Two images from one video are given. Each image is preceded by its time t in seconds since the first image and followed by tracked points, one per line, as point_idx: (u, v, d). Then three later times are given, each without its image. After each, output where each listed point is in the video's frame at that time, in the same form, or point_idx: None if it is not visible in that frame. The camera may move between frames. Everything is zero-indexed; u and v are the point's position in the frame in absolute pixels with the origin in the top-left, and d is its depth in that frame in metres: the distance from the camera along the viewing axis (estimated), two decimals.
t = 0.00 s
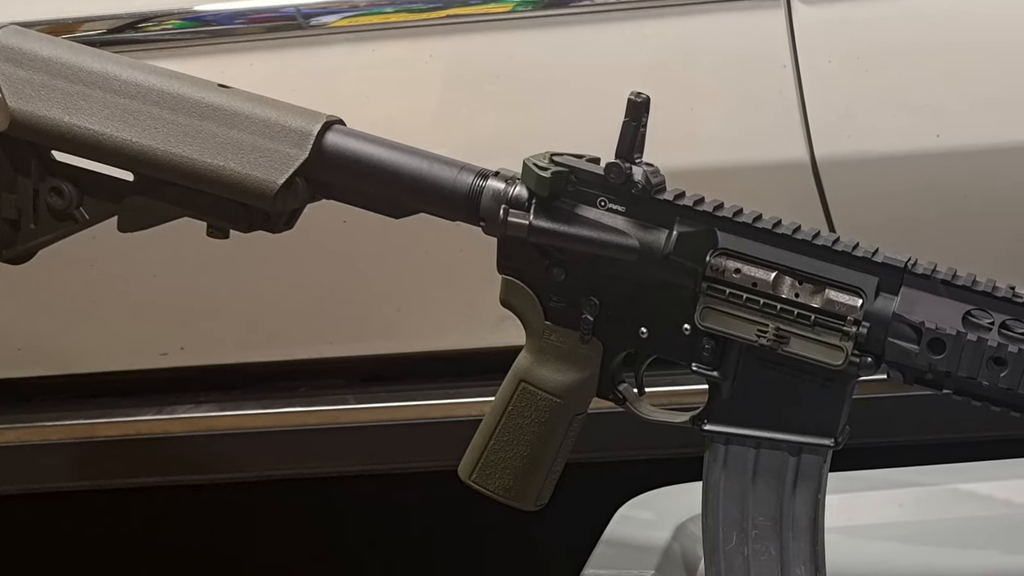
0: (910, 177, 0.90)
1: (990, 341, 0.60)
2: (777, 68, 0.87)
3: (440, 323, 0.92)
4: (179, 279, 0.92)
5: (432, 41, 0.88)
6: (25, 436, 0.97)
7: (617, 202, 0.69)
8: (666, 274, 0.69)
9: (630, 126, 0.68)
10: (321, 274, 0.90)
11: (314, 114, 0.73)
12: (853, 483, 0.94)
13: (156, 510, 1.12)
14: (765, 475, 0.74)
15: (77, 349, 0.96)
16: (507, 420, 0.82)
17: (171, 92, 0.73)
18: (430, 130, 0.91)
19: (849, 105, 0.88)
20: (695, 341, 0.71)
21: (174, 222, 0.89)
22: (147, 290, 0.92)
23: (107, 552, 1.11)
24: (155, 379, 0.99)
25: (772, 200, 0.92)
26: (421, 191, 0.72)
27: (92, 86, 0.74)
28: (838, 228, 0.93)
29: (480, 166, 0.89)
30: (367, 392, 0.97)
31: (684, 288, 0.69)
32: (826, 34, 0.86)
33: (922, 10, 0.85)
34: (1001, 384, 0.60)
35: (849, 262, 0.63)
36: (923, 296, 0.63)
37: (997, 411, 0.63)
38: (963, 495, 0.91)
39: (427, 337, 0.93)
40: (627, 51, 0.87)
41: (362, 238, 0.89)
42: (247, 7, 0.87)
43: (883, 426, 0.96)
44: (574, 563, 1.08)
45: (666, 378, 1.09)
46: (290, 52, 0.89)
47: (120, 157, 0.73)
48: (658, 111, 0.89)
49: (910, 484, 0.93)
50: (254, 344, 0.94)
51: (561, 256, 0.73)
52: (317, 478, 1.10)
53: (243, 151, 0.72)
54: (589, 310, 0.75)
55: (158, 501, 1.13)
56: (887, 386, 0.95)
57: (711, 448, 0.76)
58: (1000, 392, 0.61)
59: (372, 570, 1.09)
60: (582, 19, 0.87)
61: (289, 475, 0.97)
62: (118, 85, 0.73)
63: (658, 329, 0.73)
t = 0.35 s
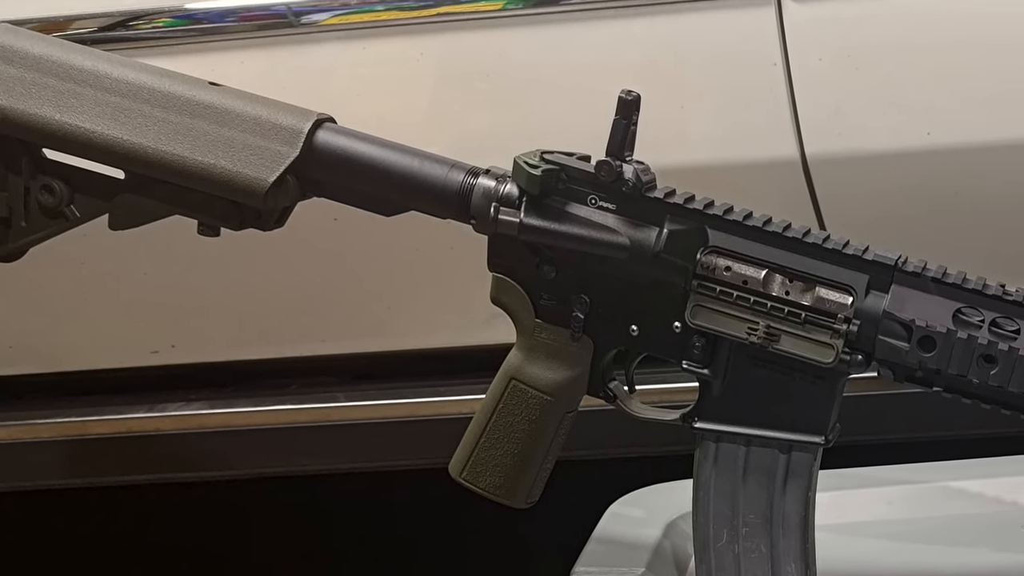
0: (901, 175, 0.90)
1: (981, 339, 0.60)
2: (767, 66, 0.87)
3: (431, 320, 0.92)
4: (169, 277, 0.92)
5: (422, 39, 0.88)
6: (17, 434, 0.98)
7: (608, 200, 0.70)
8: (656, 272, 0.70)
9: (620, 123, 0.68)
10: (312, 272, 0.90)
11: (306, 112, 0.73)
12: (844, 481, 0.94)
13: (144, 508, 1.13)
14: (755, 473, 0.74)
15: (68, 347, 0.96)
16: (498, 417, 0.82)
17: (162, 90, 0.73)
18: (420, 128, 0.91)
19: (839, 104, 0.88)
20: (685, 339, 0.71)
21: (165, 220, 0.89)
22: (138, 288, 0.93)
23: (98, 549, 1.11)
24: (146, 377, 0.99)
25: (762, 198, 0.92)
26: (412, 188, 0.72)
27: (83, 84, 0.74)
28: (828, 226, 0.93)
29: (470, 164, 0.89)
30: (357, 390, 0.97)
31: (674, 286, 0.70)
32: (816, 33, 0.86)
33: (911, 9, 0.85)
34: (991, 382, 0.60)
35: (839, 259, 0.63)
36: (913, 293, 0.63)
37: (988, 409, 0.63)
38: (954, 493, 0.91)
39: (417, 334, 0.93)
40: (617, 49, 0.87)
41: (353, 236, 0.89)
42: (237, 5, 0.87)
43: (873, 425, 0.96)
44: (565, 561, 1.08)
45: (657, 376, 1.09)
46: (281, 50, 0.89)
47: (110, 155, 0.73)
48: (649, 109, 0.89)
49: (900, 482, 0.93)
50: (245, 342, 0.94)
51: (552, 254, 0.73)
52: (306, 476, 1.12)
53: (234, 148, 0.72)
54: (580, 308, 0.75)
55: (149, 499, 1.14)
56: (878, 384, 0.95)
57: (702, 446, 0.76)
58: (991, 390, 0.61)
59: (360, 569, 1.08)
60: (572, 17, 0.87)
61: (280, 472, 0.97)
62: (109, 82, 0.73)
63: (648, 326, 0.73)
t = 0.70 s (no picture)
0: (891, 172, 0.90)
1: (970, 337, 0.60)
2: (757, 64, 0.88)
3: (421, 318, 0.92)
4: (160, 274, 0.92)
5: (413, 36, 0.88)
6: (9, 431, 0.98)
7: (598, 198, 0.69)
8: (647, 269, 0.70)
9: (610, 121, 0.68)
10: (303, 269, 0.90)
11: (296, 110, 0.73)
12: (833, 478, 0.95)
13: (131, 506, 1.12)
14: (745, 471, 0.74)
15: (59, 345, 0.96)
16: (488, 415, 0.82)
17: (152, 88, 0.73)
18: (410, 125, 0.91)
19: (829, 101, 0.88)
20: (675, 337, 0.71)
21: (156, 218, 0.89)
22: (129, 285, 0.93)
23: (88, 547, 1.11)
24: (136, 375, 0.99)
25: (752, 195, 0.92)
26: (402, 186, 0.72)
27: (74, 81, 0.74)
28: (818, 223, 0.93)
29: (459, 161, 0.89)
30: (348, 387, 0.97)
31: (664, 284, 0.70)
32: (806, 31, 0.86)
33: (901, 6, 0.85)
34: (980, 379, 0.60)
35: (829, 257, 0.64)
36: (904, 291, 0.63)
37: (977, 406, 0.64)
38: (943, 490, 0.91)
39: (407, 332, 0.93)
40: (608, 46, 0.87)
41: (343, 234, 0.89)
42: (228, 2, 0.87)
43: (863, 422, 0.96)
44: (555, 558, 1.09)
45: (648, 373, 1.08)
46: (272, 48, 0.89)
47: (101, 153, 0.73)
48: (639, 106, 0.89)
49: (889, 479, 0.93)
50: (235, 340, 0.95)
51: (542, 251, 0.73)
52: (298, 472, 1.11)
53: (224, 146, 0.72)
54: (570, 306, 0.75)
55: (137, 496, 1.13)
56: (868, 381, 0.94)
57: (693, 444, 0.76)
58: (980, 387, 0.62)
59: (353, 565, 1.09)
60: (562, 14, 0.87)
61: (270, 470, 0.97)
62: (99, 80, 0.73)
63: (638, 324, 0.73)
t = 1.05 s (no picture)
0: (880, 170, 0.90)
1: (959, 334, 0.61)
2: (746, 62, 0.88)
3: (410, 316, 0.92)
4: (150, 272, 0.92)
5: (402, 34, 0.89)
6: None
7: (587, 195, 0.70)
8: (636, 267, 0.70)
9: (600, 119, 0.68)
10: (292, 267, 0.90)
11: (286, 108, 0.73)
12: (822, 476, 0.95)
13: (120, 504, 1.13)
14: (735, 468, 0.75)
15: (49, 342, 0.96)
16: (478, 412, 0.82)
17: (142, 86, 0.73)
18: (400, 123, 0.91)
19: (818, 99, 0.88)
20: (664, 334, 0.72)
21: (146, 216, 0.89)
22: (119, 283, 0.93)
23: (79, 544, 1.11)
24: (126, 372, 0.99)
25: (740, 193, 0.92)
26: (392, 183, 0.72)
27: (64, 79, 0.74)
28: (807, 221, 0.93)
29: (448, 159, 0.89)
30: (337, 385, 0.97)
31: (654, 281, 0.70)
32: (795, 29, 0.86)
33: (890, 5, 0.85)
34: (969, 376, 0.61)
35: (818, 254, 0.64)
36: (893, 289, 0.64)
37: (966, 403, 0.64)
38: (932, 488, 0.91)
39: (397, 330, 0.93)
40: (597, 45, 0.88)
41: (333, 231, 0.89)
42: (218, 0, 0.87)
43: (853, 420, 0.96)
44: (545, 556, 1.09)
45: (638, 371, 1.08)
46: (261, 46, 0.89)
47: (90, 150, 0.73)
48: (628, 104, 0.89)
49: (878, 477, 0.94)
50: (224, 337, 0.95)
51: (532, 249, 0.74)
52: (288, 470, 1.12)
53: (214, 144, 0.72)
54: (559, 303, 0.75)
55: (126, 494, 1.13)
56: (857, 379, 0.94)
57: (682, 441, 0.77)
58: (968, 385, 0.63)
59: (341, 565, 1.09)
60: (551, 13, 0.87)
61: (259, 468, 0.98)
62: (89, 78, 0.73)
63: (628, 321, 0.73)
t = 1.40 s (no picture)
0: (869, 167, 0.90)
1: (948, 332, 0.61)
2: (735, 59, 0.88)
3: (399, 313, 0.92)
4: (140, 269, 0.92)
5: (392, 32, 0.89)
6: None
7: (577, 193, 0.70)
8: (625, 264, 0.71)
9: (588, 116, 0.69)
10: (282, 265, 0.90)
11: (275, 105, 0.73)
12: (811, 473, 0.95)
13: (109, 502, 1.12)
14: (723, 465, 0.75)
15: (39, 339, 0.96)
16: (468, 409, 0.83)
17: (132, 84, 0.73)
18: (389, 120, 0.91)
19: (807, 97, 0.88)
20: (654, 332, 0.72)
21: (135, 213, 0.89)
22: (108, 280, 0.93)
23: (69, 541, 1.11)
24: (116, 370, 0.99)
25: (730, 190, 0.92)
26: (381, 181, 0.72)
27: (54, 77, 0.74)
28: (796, 218, 0.93)
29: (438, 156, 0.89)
30: (326, 382, 0.97)
31: (643, 278, 0.71)
32: (784, 27, 0.87)
33: (879, 2, 0.86)
34: (957, 373, 0.61)
35: (807, 252, 0.64)
36: (881, 286, 0.64)
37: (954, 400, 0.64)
38: (921, 485, 0.91)
39: (387, 327, 0.93)
40: (586, 42, 0.88)
41: (323, 229, 0.89)
42: None
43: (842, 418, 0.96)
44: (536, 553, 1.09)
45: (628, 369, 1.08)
46: (251, 44, 0.89)
47: (80, 148, 0.73)
48: (617, 102, 0.89)
49: (867, 474, 0.94)
50: (214, 334, 0.95)
51: (521, 246, 0.74)
52: (278, 469, 1.10)
53: (204, 142, 0.72)
54: (549, 301, 0.76)
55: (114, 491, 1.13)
56: (846, 376, 0.94)
57: (671, 439, 0.77)
58: (957, 382, 0.63)
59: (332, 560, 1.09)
60: (540, 10, 0.88)
61: (248, 466, 0.97)
62: (79, 76, 0.73)
63: (617, 319, 0.74)
